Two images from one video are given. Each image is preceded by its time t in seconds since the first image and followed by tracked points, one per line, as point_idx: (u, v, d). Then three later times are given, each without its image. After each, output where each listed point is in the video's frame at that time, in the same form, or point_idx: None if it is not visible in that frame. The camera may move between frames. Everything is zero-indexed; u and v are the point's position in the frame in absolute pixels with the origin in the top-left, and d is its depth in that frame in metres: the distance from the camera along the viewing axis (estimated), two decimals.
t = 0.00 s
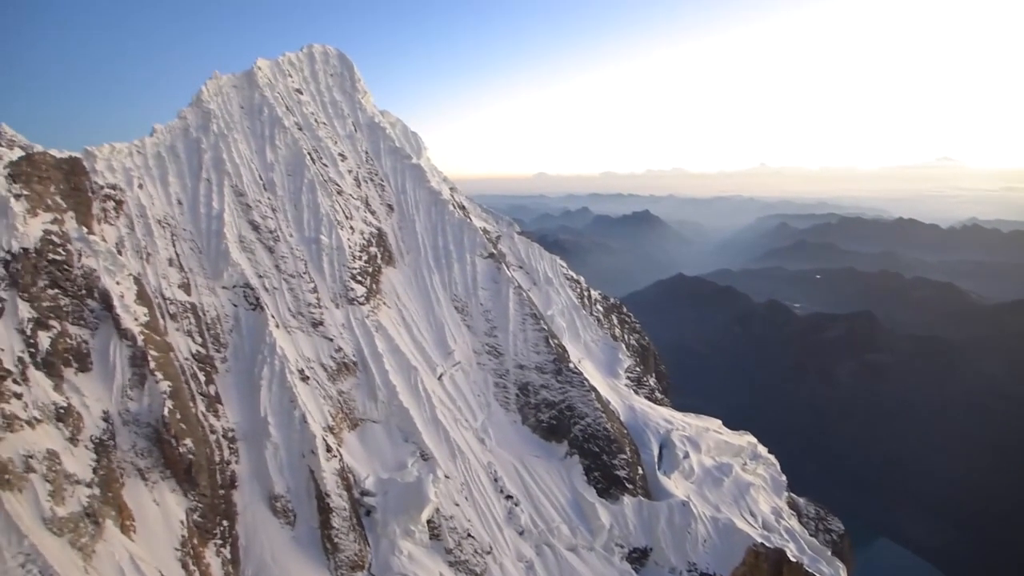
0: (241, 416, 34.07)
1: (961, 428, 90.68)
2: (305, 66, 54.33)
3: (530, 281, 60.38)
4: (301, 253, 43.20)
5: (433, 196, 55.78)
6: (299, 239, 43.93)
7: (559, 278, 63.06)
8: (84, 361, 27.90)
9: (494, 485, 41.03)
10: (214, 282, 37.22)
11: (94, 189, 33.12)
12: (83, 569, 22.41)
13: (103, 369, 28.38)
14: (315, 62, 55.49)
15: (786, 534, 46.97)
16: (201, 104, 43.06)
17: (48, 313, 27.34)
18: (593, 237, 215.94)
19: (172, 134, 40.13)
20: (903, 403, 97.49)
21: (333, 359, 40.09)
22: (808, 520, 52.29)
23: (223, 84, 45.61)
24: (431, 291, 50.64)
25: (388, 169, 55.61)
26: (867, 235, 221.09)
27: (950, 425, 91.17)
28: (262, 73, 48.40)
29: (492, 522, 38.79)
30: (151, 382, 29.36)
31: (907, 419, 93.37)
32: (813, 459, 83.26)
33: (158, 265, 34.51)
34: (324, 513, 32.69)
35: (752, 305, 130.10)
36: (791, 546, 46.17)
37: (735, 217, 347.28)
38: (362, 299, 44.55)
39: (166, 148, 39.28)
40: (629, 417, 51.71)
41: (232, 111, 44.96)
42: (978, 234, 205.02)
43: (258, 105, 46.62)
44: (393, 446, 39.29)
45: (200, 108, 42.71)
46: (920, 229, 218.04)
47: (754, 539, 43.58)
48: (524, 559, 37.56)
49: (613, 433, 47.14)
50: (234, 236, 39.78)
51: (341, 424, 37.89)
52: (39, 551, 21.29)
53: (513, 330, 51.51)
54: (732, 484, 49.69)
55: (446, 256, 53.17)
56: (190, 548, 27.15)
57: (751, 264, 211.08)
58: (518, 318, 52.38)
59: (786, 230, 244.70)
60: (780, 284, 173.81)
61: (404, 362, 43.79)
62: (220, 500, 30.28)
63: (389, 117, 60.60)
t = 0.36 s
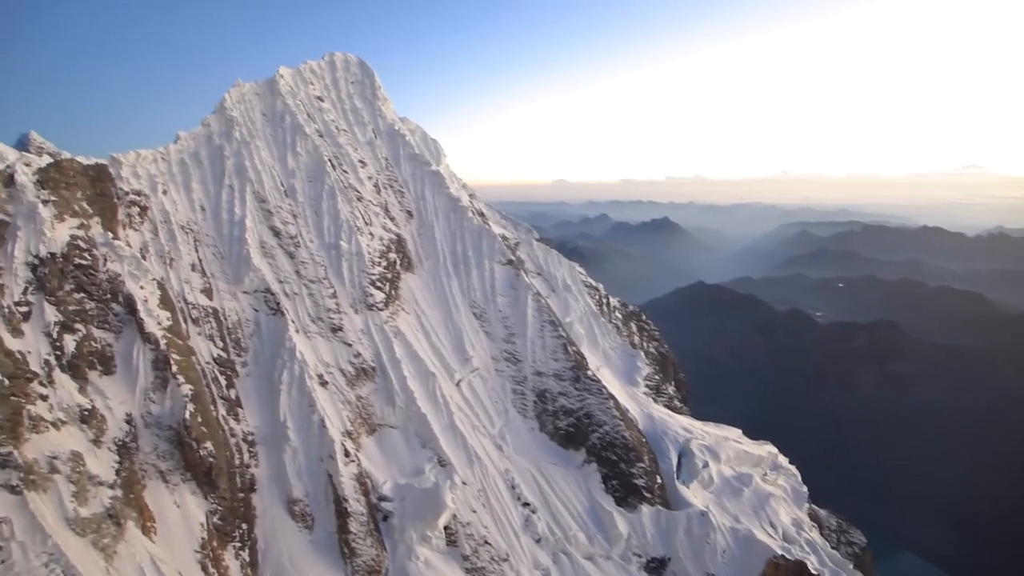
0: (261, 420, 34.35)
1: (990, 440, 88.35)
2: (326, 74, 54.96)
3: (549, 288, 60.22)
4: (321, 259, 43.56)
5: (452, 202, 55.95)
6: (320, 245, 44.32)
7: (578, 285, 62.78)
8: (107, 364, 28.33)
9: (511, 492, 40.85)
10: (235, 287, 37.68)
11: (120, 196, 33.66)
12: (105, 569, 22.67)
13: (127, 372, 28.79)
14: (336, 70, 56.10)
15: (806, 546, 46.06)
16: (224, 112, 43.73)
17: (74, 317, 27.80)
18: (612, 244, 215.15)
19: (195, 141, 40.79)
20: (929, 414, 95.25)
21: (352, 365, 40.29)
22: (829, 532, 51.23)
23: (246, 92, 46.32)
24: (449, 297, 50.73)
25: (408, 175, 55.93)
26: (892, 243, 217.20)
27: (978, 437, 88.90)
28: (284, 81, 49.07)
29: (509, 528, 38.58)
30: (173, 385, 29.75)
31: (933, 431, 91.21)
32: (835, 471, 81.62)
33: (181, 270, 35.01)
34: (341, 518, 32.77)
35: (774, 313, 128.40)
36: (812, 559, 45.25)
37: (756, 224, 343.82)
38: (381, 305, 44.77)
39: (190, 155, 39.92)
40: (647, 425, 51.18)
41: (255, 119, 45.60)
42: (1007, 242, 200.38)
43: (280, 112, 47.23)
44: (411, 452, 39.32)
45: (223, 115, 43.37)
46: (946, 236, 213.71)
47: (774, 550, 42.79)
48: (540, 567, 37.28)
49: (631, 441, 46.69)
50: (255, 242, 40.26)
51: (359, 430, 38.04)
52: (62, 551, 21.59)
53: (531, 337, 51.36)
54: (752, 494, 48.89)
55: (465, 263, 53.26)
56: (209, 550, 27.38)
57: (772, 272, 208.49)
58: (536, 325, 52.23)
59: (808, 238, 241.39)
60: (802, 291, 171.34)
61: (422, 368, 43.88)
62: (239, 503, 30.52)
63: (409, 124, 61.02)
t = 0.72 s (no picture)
0: (288, 422, 34.67)
1: None
2: (357, 81, 55.61)
3: (575, 295, 59.80)
4: (349, 264, 43.93)
5: (479, 208, 56.02)
6: (348, 250, 44.71)
7: (605, 292, 62.23)
8: (140, 365, 28.84)
9: (536, 499, 40.51)
10: (265, 291, 38.19)
11: (155, 200, 34.30)
12: (134, 568, 22.99)
13: (158, 373, 29.27)
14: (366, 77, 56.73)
15: (837, 561, 44.72)
16: (256, 118, 44.48)
17: (109, 318, 28.34)
18: (639, 252, 213.56)
19: (228, 148, 41.54)
20: (969, 429, 91.98)
21: (378, 369, 40.45)
22: (861, 547, 49.69)
23: (278, 99, 47.08)
24: (476, 303, 50.71)
25: (436, 182, 56.20)
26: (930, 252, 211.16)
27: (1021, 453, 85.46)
28: (314, 88, 49.78)
29: (533, 536, 38.22)
30: (203, 387, 30.20)
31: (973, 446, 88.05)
32: (867, 485, 79.23)
33: (213, 274, 35.61)
34: (366, 521, 32.82)
35: (805, 323, 125.72)
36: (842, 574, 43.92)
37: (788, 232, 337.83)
38: (408, 310, 44.93)
39: (223, 161, 40.66)
40: (674, 435, 50.32)
41: (286, 125, 46.31)
42: None
43: (311, 119, 47.91)
44: (435, 457, 39.27)
45: (256, 122, 44.12)
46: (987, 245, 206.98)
47: (803, 565, 41.73)
48: None
49: (657, 450, 45.96)
50: (285, 247, 40.80)
51: (384, 434, 38.15)
52: (93, 548, 21.96)
53: (557, 344, 51.01)
54: (781, 507, 47.71)
55: (491, 269, 53.20)
56: (236, 551, 27.64)
57: (804, 281, 204.44)
58: (563, 332, 51.85)
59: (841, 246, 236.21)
60: (835, 301, 167.58)
61: (448, 374, 43.87)
62: (266, 505, 30.78)
63: (438, 131, 61.38)
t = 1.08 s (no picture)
0: (316, 426, 34.87)
1: None
2: (385, 88, 56.06)
3: (602, 301, 59.23)
4: (376, 269, 44.17)
5: (506, 214, 55.90)
6: (376, 256, 44.97)
7: (632, 299, 61.52)
8: (172, 368, 29.27)
9: (562, 506, 40.07)
10: (294, 295, 38.58)
11: (188, 206, 34.88)
12: (165, 568, 23.24)
13: (189, 376, 29.69)
14: (394, 84, 57.17)
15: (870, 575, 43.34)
16: (287, 125, 45.09)
17: (142, 322, 28.82)
18: (667, 258, 211.39)
19: (259, 154, 42.14)
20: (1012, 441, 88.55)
21: (405, 374, 40.51)
22: (895, 560, 48.09)
23: (308, 105, 47.66)
24: (502, 309, 50.55)
25: (463, 188, 56.26)
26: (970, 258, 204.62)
27: None
28: (343, 95, 50.31)
29: (559, 544, 37.76)
30: (233, 391, 30.55)
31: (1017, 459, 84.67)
32: (904, 497, 76.78)
33: (243, 279, 36.10)
34: (392, 526, 32.81)
35: (839, 331, 122.72)
36: None
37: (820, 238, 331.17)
38: (435, 316, 45.00)
39: (254, 167, 41.25)
40: (702, 443, 49.37)
41: (315, 132, 46.86)
42: None
43: (340, 125, 48.41)
44: (461, 463, 39.12)
45: (286, 128, 44.71)
46: None
47: None
48: None
49: (685, 458, 45.15)
50: (314, 252, 41.20)
51: (411, 439, 38.16)
52: (125, 548, 22.23)
53: (584, 351, 50.52)
54: (811, 518, 46.46)
55: (518, 275, 53.01)
56: (263, 553, 27.84)
57: (837, 288, 199.88)
58: (590, 338, 51.35)
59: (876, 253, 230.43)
60: (870, 308, 163.40)
61: (474, 380, 43.75)
62: (294, 508, 30.95)
63: (465, 137, 61.55)
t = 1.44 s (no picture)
0: (339, 432, 34.99)
1: None
2: (408, 95, 56.46)
3: (625, 307, 58.65)
4: (399, 276, 44.32)
5: (528, 220, 55.77)
6: (398, 262, 45.13)
7: (656, 305, 60.84)
8: (198, 373, 29.62)
9: (584, 514, 39.67)
10: (318, 302, 38.88)
11: (214, 213, 35.40)
12: (190, 572, 23.39)
13: (214, 382, 30.01)
14: (417, 91, 57.55)
15: None
16: (311, 133, 45.63)
17: (169, 328, 29.23)
18: (691, 264, 209.29)
19: (284, 162, 42.67)
20: None
21: (427, 381, 40.50)
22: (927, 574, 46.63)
23: (332, 114, 48.17)
24: (525, 315, 50.35)
25: (485, 194, 56.27)
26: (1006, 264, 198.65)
27: None
28: (367, 103, 50.78)
29: (582, 552, 37.32)
30: (257, 396, 30.80)
31: None
32: (937, 507, 74.39)
33: (268, 285, 36.48)
34: (414, 532, 32.70)
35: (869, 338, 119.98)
36: None
37: (848, 244, 324.87)
38: (457, 322, 44.96)
39: (279, 174, 41.77)
40: (726, 451, 48.43)
41: (339, 140, 47.32)
42: None
43: (363, 133, 48.83)
44: (483, 469, 38.89)
45: (310, 136, 45.24)
46: None
47: None
48: None
49: (709, 467, 44.33)
50: (338, 259, 41.51)
51: (433, 445, 38.10)
52: (151, 551, 22.43)
53: (606, 357, 50.01)
54: (839, 529, 45.28)
55: (540, 282, 52.76)
56: (287, 558, 27.93)
57: (866, 294, 195.68)
58: (612, 345, 50.84)
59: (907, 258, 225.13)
60: (901, 315, 159.45)
61: (496, 387, 43.58)
62: (317, 513, 31.04)
63: (487, 144, 61.64)
